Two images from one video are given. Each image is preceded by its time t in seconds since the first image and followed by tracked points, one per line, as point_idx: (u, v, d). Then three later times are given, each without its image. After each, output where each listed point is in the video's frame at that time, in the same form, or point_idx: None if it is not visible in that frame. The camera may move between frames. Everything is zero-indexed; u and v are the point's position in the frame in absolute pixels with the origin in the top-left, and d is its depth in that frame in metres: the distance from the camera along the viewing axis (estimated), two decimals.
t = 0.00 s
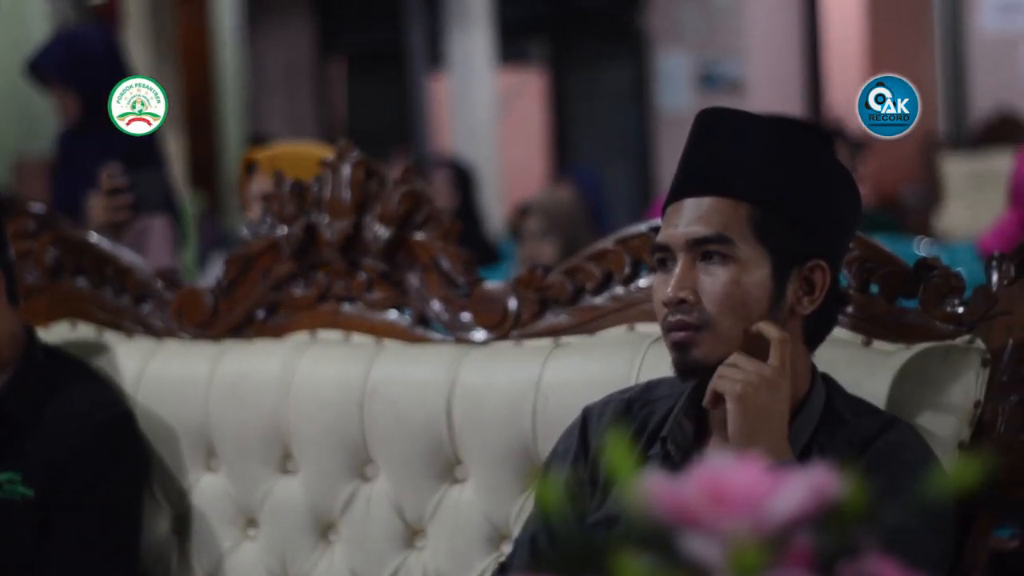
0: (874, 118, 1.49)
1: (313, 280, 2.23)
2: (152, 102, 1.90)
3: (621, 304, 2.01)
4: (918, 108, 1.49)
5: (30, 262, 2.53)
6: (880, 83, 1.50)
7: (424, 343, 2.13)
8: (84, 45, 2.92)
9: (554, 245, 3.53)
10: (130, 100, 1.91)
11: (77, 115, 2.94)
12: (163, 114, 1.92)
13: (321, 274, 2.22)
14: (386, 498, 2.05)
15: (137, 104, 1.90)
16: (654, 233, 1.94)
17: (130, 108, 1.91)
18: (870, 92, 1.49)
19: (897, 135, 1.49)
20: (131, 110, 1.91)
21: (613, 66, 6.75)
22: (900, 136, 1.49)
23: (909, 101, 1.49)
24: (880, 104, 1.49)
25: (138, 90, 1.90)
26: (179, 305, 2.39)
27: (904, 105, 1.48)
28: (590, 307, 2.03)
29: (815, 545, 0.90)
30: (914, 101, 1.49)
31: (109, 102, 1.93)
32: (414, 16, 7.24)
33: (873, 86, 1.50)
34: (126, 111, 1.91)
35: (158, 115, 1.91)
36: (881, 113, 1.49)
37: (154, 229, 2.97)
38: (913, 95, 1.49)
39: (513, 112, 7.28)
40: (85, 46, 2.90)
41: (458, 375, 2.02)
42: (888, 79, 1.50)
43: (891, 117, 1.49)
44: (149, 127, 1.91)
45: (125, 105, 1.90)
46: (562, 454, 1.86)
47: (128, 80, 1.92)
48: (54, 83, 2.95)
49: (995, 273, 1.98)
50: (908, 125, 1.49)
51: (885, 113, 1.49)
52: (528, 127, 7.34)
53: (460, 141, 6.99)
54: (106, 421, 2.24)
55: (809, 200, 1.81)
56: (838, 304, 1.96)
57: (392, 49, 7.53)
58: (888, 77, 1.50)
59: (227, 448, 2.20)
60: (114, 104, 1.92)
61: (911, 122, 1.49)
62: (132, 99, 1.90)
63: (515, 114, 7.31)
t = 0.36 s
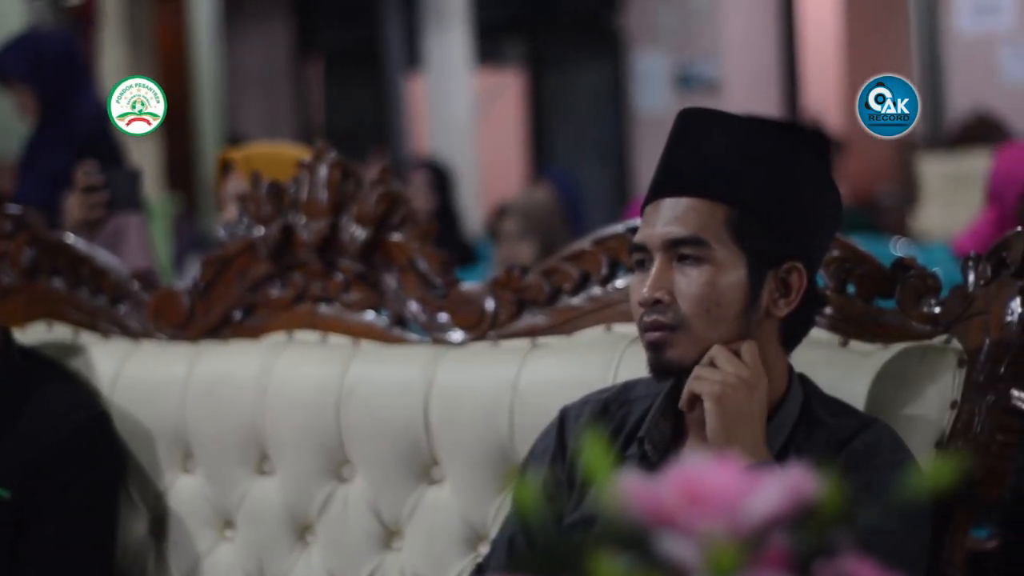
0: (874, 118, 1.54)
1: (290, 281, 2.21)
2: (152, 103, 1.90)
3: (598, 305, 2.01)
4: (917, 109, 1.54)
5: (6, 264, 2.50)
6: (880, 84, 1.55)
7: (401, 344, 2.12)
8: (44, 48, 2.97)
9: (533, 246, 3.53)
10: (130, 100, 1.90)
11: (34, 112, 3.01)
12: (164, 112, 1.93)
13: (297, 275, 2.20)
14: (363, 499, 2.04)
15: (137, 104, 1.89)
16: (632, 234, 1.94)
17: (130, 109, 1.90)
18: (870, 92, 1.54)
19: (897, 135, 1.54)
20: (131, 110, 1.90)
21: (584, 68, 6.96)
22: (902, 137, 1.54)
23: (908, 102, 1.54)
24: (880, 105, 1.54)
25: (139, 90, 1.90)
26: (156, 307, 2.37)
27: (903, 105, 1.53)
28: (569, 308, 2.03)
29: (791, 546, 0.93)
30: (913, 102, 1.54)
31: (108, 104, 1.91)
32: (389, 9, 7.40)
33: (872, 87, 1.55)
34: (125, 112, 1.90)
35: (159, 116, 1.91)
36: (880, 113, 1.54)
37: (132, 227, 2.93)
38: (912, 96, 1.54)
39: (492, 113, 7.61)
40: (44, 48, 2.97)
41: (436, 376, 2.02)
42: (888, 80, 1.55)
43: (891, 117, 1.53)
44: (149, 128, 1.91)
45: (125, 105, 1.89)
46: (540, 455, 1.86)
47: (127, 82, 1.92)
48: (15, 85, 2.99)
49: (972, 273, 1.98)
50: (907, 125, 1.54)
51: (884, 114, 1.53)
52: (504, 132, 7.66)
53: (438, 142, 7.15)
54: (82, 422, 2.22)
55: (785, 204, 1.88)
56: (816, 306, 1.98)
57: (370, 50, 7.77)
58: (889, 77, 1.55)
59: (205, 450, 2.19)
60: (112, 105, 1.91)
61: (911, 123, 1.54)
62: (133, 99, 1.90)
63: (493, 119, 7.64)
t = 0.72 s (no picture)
0: (874, 118, 1.55)
1: (248, 282, 2.21)
2: (151, 103, 1.94)
3: (559, 306, 2.02)
4: (917, 109, 1.55)
5: None
6: (880, 84, 1.57)
7: (361, 345, 2.12)
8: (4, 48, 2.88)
9: (493, 247, 3.53)
10: (129, 100, 1.93)
11: None
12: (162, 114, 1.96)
13: (256, 276, 2.20)
14: (322, 500, 2.04)
15: (137, 104, 1.93)
16: (591, 235, 1.96)
17: (130, 108, 1.93)
18: (870, 92, 1.55)
19: (896, 135, 1.56)
20: (131, 110, 1.93)
21: (548, 68, 6.97)
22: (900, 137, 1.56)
23: (908, 102, 1.55)
24: (880, 105, 1.56)
25: (139, 90, 1.93)
26: (113, 308, 2.34)
27: (903, 105, 1.55)
28: (528, 309, 2.03)
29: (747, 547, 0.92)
30: (913, 102, 1.55)
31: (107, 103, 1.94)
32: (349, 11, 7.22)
33: (873, 87, 1.56)
34: (125, 111, 1.93)
35: (159, 115, 1.94)
36: (881, 113, 1.55)
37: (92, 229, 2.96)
38: (912, 96, 1.55)
39: (451, 113, 7.64)
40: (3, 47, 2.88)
41: (395, 377, 2.02)
42: (888, 80, 1.56)
43: (891, 117, 1.55)
44: (149, 128, 1.93)
45: (124, 105, 1.92)
46: (499, 455, 1.86)
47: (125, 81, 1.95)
48: None
49: (931, 273, 1.98)
50: (907, 125, 1.55)
51: (884, 114, 1.55)
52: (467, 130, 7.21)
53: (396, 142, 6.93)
54: (43, 423, 2.19)
55: (745, 201, 1.92)
56: (774, 306, 2.01)
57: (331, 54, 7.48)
58: (888, 77, 1.57)
59: (163, 451, 2.18)
60: (111, 105, 1.94)
61: (910, 122, 1.55)
62: (133, 99, 1.93)
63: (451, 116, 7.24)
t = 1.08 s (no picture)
0: (874, 118, 1.62)
1: (206, 285, 2.20)
2: (151, 103, 1.97)
3: (516, 308, 2.01)
4: (916, 109, 1.62)
5: None
6: (879, 84, 1.63)
7: (318, 347, 2.11)
8: None
9: (452, 250, 3.51)
10: (129, 101, 1.96)
11: None
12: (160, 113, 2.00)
13: (213, 279, 2.19)
14: (280, 502, 2.04)
15: (137, 104, 1.96)
16: (549, 237, 1.95)
17: (130, 109, 1.96)
18: (870, 92, 1.62)
19: (895, 134, 1.63)
20: (131, 110, 1.96)
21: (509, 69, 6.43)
22: (901, 137, 1.62)
23: (908, 102, 1.62)
24: (880, 105, 1.62)
25: (138, 90, 1.96)
26: (71, 311, 2.32)
27: (903, 105, 1.61)
28: (485, 311, 2.03)
29: (706, 546, 1.01)
30: (913, 102, 1.62)
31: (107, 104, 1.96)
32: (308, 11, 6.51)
33: (872, 87, 1.63)
34: (125, 112, 1.96)
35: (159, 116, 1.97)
36: (881, 113, 1.62)
37: (44, 234, 2.98)
38: (912, 96, 1.62)
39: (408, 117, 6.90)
40: None
41: (353, 379, 2.02)
42: (888, 80, 1.63)
43: (890, 117, 1.62)
44: (149, 128, 1.96)
45: (125, 105, 1.95)
46: (456, 459, 1.86)
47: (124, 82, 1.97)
48: None
49: (887, 275, 2.01)
50: (907, 125, 1.62)
51: (884, 114, 1.62)
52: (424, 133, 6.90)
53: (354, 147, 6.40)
54: None
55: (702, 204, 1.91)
56: (732, 307, 2.00)
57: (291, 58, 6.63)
58: (887, 78, 1.63)
59: (122, 454, 2.16)
60: (111, 106, 1.96)
61: (910, 122, 1.62)
62: (132, 99, 1.96)
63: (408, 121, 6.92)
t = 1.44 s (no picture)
0: (875, 118, 1.59)
1: (175, 288, 2.20)
2: (150, 103, 1.83)
3: (485, 310, 2.01)
4: (916, 108, 1.60)
5: None
6: (879, 83, 1.61)
7: (287, 350, 2.11)
8: None
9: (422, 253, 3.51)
10: (128, 100, 1.81)
11: None
12: (158, 115, 1.85)
13: (183, 282, 2.19)
14: (249, 505, 2.03)
15: (136, 104, 1.81)
16: (519, 239, 1.95)
17: (129, 109, 1.81)
18: (871, 92, 1.59)
19: (895, 134, 1.60)
20: (130, 110, 1.81)
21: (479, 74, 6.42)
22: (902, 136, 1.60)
23: (908, 102, 1.60)
24: (880, 104, 1.60)
25: (138, 89, 1.82)
26: (39, 315, 2.31)
27: (903, 105, 1.59)
28: (455, 313, 2.03)
29: (676, 549, 0.94)
30: (912, 101, 1.60)
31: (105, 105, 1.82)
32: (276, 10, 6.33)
33: (872, 87, 1.60)
34: (124, 112, 1.81)
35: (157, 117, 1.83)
36: (881, 113, 1.59)
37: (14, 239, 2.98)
38: (912, 96, 1.60)
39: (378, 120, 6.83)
40: None
41: (322, 382, 2.02)
42: (887, 80, 1.61)
43: (890, 117, 1.59)
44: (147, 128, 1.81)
45: (124, 105, 1.80)
46: (427, 462, 1.86)
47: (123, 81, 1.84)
48: None
49: (857, 277, 2.01)
50: (908, 124, 1.59)
51: (885, 113, 1.59)
52: (393, 135, 6.88)
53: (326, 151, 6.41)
54: None
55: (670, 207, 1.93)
56: (701, 309, 2.01)
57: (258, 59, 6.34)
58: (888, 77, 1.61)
59: (92, 457, 2.15)
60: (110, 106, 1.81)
61: (910, 122, 1.59)
62: (132, 99, 1.81)
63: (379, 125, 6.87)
